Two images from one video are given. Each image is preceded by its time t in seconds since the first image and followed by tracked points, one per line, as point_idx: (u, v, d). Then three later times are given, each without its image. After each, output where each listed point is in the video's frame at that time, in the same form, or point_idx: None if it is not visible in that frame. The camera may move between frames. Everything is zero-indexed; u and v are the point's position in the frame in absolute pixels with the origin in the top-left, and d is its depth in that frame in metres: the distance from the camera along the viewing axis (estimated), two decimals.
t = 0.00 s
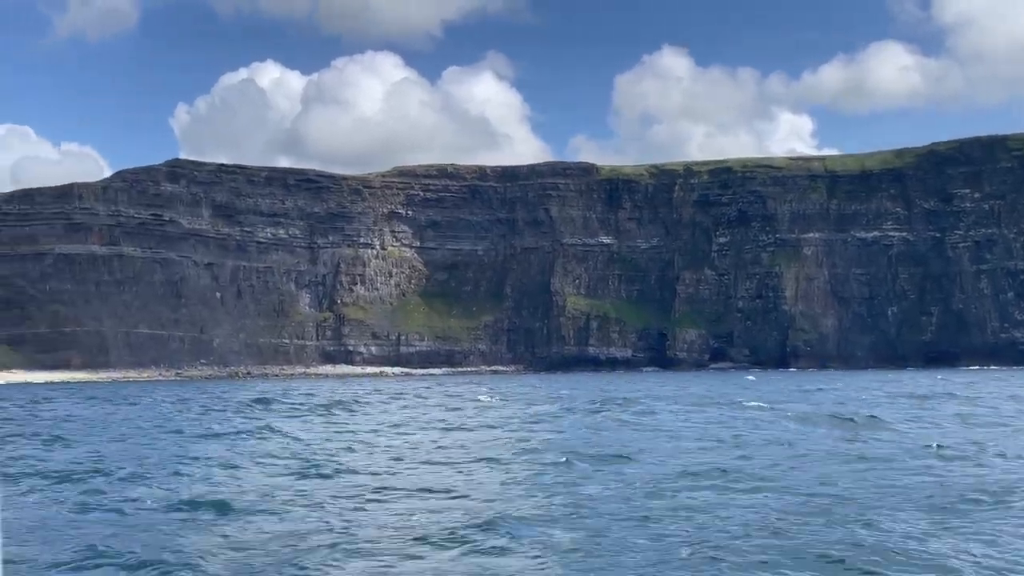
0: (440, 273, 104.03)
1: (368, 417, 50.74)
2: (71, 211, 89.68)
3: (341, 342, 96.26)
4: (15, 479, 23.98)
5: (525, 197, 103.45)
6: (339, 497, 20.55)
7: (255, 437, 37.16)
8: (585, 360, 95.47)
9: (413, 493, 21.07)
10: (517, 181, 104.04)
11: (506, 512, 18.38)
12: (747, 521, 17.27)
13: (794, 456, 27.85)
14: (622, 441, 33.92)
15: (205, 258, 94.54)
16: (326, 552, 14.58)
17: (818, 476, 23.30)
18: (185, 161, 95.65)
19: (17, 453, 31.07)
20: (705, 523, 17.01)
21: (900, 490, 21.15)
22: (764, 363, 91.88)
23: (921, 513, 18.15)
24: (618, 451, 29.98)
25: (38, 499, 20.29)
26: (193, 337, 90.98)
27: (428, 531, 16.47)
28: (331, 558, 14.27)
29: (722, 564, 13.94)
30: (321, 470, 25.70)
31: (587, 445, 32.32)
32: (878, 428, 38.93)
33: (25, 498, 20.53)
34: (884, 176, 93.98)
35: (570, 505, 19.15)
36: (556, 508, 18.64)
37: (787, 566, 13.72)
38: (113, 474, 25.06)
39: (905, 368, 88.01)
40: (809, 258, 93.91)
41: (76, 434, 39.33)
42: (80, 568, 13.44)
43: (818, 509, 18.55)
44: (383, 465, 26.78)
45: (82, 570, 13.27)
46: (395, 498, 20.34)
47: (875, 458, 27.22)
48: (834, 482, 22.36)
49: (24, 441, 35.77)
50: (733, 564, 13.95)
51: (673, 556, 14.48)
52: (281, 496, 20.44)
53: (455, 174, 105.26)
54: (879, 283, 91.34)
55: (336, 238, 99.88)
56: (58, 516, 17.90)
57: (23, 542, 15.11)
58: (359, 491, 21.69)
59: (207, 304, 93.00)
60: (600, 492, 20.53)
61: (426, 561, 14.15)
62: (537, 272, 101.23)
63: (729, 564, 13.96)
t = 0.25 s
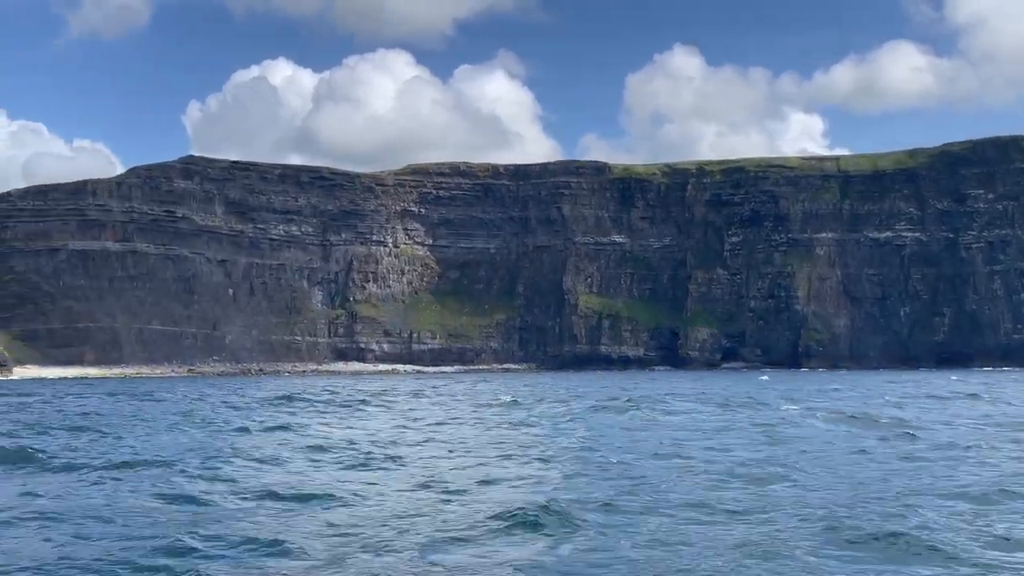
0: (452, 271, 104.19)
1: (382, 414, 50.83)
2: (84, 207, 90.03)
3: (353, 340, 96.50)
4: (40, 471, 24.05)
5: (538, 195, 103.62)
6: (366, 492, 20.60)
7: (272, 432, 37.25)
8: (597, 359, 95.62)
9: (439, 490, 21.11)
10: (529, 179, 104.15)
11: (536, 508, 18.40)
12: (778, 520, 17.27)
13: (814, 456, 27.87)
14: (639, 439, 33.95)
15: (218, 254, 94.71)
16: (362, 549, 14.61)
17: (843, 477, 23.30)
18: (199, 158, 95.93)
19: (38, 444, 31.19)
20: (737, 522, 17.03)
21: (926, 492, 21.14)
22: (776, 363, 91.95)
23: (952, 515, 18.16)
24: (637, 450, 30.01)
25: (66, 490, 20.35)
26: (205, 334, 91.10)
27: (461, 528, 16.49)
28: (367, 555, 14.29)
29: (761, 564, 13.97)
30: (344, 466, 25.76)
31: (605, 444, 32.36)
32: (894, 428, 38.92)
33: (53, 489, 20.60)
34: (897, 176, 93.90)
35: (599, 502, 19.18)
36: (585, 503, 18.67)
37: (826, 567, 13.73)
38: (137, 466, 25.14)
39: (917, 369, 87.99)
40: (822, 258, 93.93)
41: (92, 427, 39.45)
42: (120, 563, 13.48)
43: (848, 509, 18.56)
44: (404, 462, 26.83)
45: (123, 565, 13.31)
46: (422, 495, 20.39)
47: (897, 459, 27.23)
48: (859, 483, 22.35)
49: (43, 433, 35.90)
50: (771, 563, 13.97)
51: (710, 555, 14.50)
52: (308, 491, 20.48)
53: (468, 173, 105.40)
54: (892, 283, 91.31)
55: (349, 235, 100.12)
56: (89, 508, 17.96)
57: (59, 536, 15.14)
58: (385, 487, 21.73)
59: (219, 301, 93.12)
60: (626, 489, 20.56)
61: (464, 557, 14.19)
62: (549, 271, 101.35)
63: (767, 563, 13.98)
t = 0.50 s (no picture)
0: (464, 268, 104.29)
1: (393, 410, 50.96)
2: (97, 202, 90.37)
3: (365, 336, 96.70)
4: (57, 467, 24.18)
5: (550, 192, 103.68)
6: (382, 490, 20.66)
7: (285, 428, 37.38)
8: (608, 356, 95.73)
9: (456, 487, 21.16)
10: (541, 177, 104.17)
11: (553, 507, 18.42)
12: (795, 521, 17.28)
13: (828, 455, 27.89)
14: (652, 437, 34.01)
15: (230, 250, 94.90)
16: (383, 548, 14.68)
17: (858, 476, 23.30)
18: (211, 154, 96.04)
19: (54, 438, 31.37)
20: (755, 522, 17.02)
21: (943, 492, 21.13)
22: (788, 362, 91.95)
23: (970, 515, 18.15)
24: (650, 448, 30.04)
25: (85, 486, 20.46)
26: (217, 329, 91.29)
27: (480, 526, 16.54)
28: (386, 554, 14.35)
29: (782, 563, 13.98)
30: (358, 463, 25.84)
31: (617, 441, 32.43)
32: (906, 427, 38.93)
33: (71, 485, 20.70)
34: (910, 176, 93.79)
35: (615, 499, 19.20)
36: (602, 501, 18.69)
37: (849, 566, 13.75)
38: (153, 462, 25.26)
39: (929, 369, 87.93)
40: (834, 257, 93.88)
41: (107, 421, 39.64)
42: (143, 561, 13.54)
43: (865, 509, 18.56)
44: (419, 459, 26.91)
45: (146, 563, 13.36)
46: (438, 493, 20.44)
47: (910, 458, 27.24)
48: (874, 482, 22.35)
49: (58, 426, 36.10)
50: (792, 563, 14.00)
51: (730, 554, 14.52)
52: (325, 489, 20.55)
53: (479, 170, 105.48)
54: (904, 283, 91.22)
55: (361, 231, 100.29)
56: (109, 506, 18.05)
57: (81, 534, 15.23)
58: (400, 484, 21.80)
59: (231, 296, 93.24)
60: (642, 486, 20.59)
61: (486, 556, 14.24)
62: (560, 268, 101.40)
63: (788, 563, 14.01)
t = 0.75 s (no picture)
0: (474, 265, 104.37)
1: (406, 406, 50.98)
2: (109, 196, 90.69)
3: (375, 332, 96.85)
4: (78, 459, 24.24)
5: (561, 189, 103.76)
6: (404, 485, 20.62)
7: (300, 423, 37.44)
8: (618, 354, 95.79)
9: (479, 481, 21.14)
10: (552, 174, 104.23)
11: (577, 504, 18.36)
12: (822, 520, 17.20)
13: (847, 454, 27.85)
14: (668, 435, 33.98)
15: (241, 246, 95.08)
16: (412, 544, 14.65)
17: (879, 475, 23.24)
18: (223, 149, 96.31)
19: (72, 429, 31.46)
20: (781, 523, 16.93)
21: (966, 491, 21.05)
22: (798, 360, 91.93)
23: (997, 517, 18.06)
24: (662, 445, 30.17)
25: (109, 478, 20.52)
26: (228, 324, 91.45)
27: (507, 523, 16.47)
28: (410, 545, 14.54)
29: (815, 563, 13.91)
30: (378, 458, 25.84)
31: (635, 438, 32.38)
32: (922, 427, 38.87)
33: (92, 478, 20.81)
34: (921, 175, 93.72)
35: (638, 496, 19.15)
36: (626, 499, 18.62)
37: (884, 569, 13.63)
38: (174, 455, 25.31)
39: (939, 368, 87.91)
40: (844, 255, 93.83)
41: (119, 414, 39.77)
42: (172, 554, 13.53)
43: (892, 509, 18.49)
44: (437, 454, 26.90)
45: (175, 558, 13.34)
46: (462, 487, 20.40)
47: (931, 458, 27.14)
48: (892, 481, 22.36)
49: (76, 419, 36.23)
50: (825, 563, 13.89)
51: (761, 554, 14.43)
52: (348, 483, 20.54)
53: (491, 166, 105.59)
54: (915, 282, 91.18)
55: (371, 227, 100.44)
56: (134, 498, 18.05)
57: (109, 527, 15.21)
58: (418, 478, 21.95)
59: (242, 291, 93.41)
60: (660, 482, 20.61)
61: (517, 554, 14.21)
62: (571, 265, 101.44)
63: (821, 564, 13.90)
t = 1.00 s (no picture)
0: (483, 261, 104.44)
1: (413, 401, 51.03)
2: (120, 191, 91.04)
3: (384, 328, 96.99)
4: (93, 448, 24.37)
5: (571, 186, 103.77)
6: (415, 475, 20.56)
7: (310, 415, 37.47)
8: (627, 351, 95.79)
9: (490, 470, 21.07)
10: (562, 171, 104.21)
11: (586, 492, 18.46)
12: (837, 511, 17.06)
13: (859, 447, 27.73)
14: (679, 427, 33.89)
15: (252, 242, 95.28)
16: (428, 532, 14.72)
17: (892, 467, 23.10)
18: (234, 145, 96.53)
19: (83, 420, 31.54)
20: (795, 514, 16.80)
21: (981, 483, 20.90)
22: (808, 358, 91.83)
23: (1006, 507, 18.13)
24: (670, 437, 30.22)
25: (120, 468, 20.51)
26: (238, 320, 91.67)
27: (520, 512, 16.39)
28: (423, 532, 14.64)
29: (833, 555, 13.77)
30: (388, 448, 25.81)
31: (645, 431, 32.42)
32: (929, 423, 38.89)
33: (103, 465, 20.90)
34: (932, 172, 93.49)
35: (650, 487, 19.06)
36: (638, 490, 18.53)
37: (904, 561, 13.49)
38: (184, 445, 25.32)
39: (949, 366, 87.76)
40: (854, 253, 93.70)
41: (126, 406, 39.86)
42: (184, 543, 13.46)
43: (907, 500, 18.35)
44: (447, 445, 26.87)
45: (187, 547, 13.27)
46: (474, 476, 20.33)
47: (938, 451, 27.19)
48: (900, 471, 22.42)
49: (87, 410, 36.32)
50: (843, 554, 13.75)
51: (778, 542, 14.47)
52: (359, 472, 20.51)
53: (500, 163, 105.64)
54: (925, 279, 91.01)
55: (381, 224, 100.59)
56: (145, 488, 18.03)
57: (120, 517, 15.16)
58: (426, 467, 22.03)
59: (252, 287, 93.62)
60: (668, 472, 20.68)
61: (527, 540, 14.31)
62: (580, 262, 101.43)
63: (838, 555, 13.76)
